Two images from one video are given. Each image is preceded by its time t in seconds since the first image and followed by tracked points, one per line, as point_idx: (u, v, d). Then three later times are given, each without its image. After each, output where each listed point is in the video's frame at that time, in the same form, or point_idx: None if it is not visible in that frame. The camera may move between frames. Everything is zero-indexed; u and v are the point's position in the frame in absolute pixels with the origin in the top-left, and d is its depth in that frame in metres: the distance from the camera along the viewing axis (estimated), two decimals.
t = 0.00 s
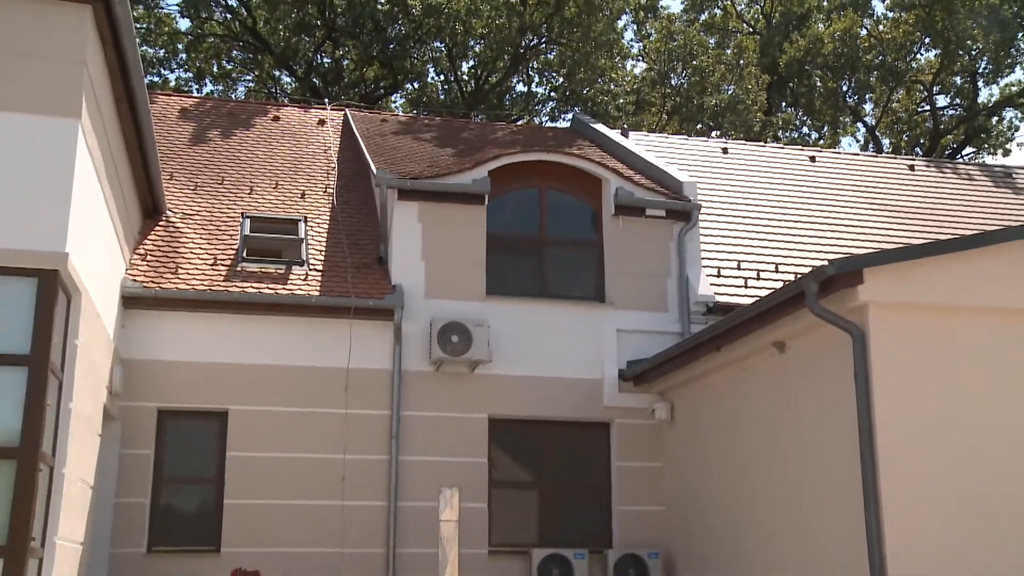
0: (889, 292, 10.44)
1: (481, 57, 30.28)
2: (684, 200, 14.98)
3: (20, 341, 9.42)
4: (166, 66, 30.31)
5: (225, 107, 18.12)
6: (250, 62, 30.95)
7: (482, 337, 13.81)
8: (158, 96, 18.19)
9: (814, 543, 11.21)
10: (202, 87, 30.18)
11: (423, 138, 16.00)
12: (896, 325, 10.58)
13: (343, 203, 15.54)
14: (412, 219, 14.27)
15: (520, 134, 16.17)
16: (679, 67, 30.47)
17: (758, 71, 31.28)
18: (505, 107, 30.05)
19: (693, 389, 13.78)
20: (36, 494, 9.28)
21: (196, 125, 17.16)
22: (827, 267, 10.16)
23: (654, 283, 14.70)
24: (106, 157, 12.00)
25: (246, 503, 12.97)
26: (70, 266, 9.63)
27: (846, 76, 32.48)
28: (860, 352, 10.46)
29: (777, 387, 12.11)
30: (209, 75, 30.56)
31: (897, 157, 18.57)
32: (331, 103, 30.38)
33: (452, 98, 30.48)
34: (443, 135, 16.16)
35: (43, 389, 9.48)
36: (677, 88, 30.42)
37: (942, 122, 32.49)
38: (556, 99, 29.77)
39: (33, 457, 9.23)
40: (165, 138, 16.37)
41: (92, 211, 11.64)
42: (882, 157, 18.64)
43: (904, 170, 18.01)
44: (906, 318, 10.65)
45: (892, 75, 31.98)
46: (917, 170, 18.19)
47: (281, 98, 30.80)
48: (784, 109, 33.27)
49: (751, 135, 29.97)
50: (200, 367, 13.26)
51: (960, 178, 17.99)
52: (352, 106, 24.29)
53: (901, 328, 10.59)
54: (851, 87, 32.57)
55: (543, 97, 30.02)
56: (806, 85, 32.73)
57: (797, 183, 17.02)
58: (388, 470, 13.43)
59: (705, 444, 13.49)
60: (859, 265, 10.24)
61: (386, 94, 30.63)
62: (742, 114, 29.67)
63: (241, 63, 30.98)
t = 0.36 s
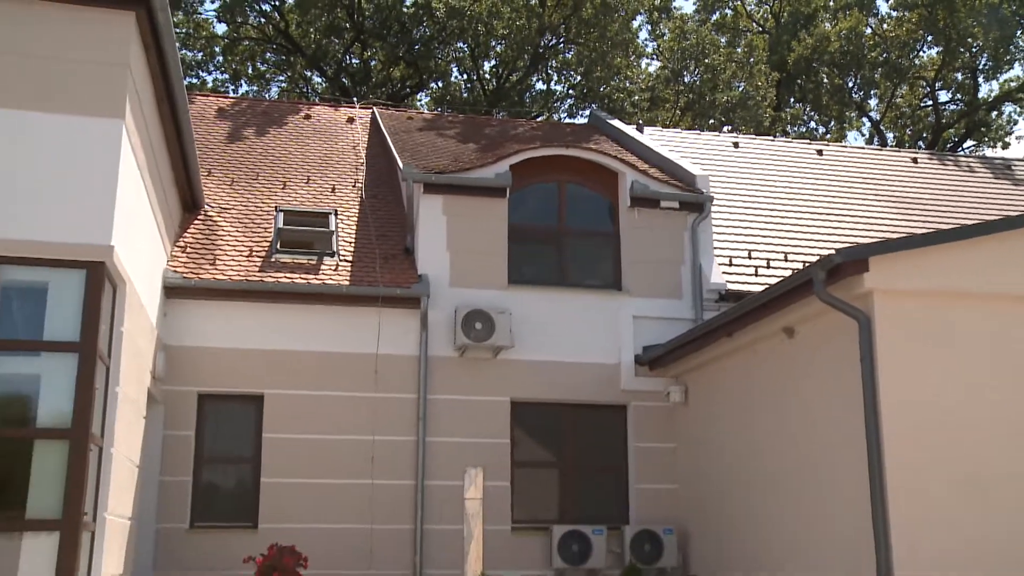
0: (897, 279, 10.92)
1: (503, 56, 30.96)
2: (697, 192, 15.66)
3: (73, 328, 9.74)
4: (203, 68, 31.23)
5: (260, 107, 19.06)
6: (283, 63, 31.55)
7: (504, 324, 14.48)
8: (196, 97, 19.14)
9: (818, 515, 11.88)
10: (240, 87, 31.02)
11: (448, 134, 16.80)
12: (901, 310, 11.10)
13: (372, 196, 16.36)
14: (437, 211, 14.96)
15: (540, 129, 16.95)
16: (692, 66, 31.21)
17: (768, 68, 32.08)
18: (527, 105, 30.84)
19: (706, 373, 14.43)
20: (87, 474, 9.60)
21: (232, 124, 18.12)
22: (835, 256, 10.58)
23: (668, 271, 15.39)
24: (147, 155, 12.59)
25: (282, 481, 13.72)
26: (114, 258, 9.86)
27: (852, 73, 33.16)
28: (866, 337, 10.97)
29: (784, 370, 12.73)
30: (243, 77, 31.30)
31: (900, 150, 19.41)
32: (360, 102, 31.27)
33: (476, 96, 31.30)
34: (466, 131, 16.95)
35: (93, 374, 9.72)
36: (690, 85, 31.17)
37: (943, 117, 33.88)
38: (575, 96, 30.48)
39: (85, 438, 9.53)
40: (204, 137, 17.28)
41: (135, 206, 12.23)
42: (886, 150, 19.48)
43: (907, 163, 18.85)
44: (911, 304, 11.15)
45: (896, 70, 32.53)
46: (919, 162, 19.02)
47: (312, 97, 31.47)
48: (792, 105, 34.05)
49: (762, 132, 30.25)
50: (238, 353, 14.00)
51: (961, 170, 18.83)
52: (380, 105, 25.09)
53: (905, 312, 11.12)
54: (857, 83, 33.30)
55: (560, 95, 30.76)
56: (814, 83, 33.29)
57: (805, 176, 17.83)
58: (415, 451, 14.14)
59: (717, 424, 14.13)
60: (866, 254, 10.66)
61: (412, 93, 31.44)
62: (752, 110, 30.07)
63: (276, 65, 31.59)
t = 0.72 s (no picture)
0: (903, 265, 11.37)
1: (522, 53, 31.40)
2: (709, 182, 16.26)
3: (116, 316, 10.27)
4: (236, 68, 32.07)
5: (291, 104, 19.83)
6: (312, 62, 32.45)
7: (524, 311, 15.09)
8: (230, 95, 19.94)
9: (824, 491, 12.46)
10: (271, 87, 31.89)
11: (469, 128, 17.50)
12: (909, 296, 11.54)
13: (397, 189, 17.06)
14: (459, 203, 15.59)
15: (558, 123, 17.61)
16: (704, 61, 31.86)
17: (777, 63, 32.74)
18: (545, 99, 31.64)
19: (719, 356, 15.02)
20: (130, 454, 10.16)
21: (264, 120, 18.89)
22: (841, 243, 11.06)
23: (682, 259, 16.01)
24: (185, 152, 13.18)
25: (313, 461, 14.41)
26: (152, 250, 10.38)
27: (859, 67, 33.62)
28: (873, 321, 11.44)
29: (792, 354, 13.28)
30: (275, 76, 32.22)
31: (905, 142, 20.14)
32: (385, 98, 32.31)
33: (494, 93, 31.51)
34: (487, 125, 17.63)
35: (133, 360, 10.21)
36: (702, 80, 31.79)
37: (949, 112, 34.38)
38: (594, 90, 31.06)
39: (128, 420, 10.07)
40: (237, 134, 18.05)
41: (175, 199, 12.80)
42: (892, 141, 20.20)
43: (912, 154, 19.58)
44: (919, 289, 11.58)
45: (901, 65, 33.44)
46: (924, 153, 19.74)
47: (339, 95, 32.56)
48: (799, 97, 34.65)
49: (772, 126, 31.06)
50: (271, 339, 14.68)
51: (965, 160, 19.55)
52: (403, 101, 25.83)
53: (913, 296, 11.55)
54: (863, 78, 33.93)
55: (577, 90, 31.49)
56: (822, 77, 33.95)
57: (814, 168, 18.54)
58: (440, 432, 14.81)
59: (729, 405, 14.72)
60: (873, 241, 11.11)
61: (435, 89, 32.21)
62: (761, 103, 30.85)
63: (305, 64, 32.52)
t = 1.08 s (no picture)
0: (912, 254, 11.67)
1: (540, 51, 32.12)
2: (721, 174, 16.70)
3: (151, 307, 10.62)
4: (264, 67, 32.60)
5: (317, 101, 20.44)
6: (336, 61, 33.04)
7: (543, 300, 15.57)
8: (258, 93, 20.58)
9: (831, 472, 12.91)
10: (298, 86, 32.46)
11: (488, 124, 18.08)
12: (916, 283, 11.84)
13: (419, 182, 17.61)
14: (479, 195, 16.10)
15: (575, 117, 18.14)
16: (715, 57, 32.35)
17: (787, 57, 33.20)
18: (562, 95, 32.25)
19: (731, 344, 15.46)
20: (165, 438, 10.49)
21: (291, 117, 19.49)
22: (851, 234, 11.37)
23: (696, 249, 16.49)
24: (214, 148, 13.56)
25: (340, 445, 14.98)
26: (185, 243, 10.75)
27: (866, 61, 34.23)
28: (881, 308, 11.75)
29: (800, 340, 13.75)
30: (301, 74, 32.92)
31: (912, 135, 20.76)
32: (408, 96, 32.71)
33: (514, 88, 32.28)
34: (506, 120, 18.20)
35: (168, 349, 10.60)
36: (714, 75, 32.32)
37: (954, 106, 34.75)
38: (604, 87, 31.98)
39: (163, 406, 10.42)
40: (265, 131, 18.67)
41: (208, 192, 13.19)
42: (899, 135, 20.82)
43: (919, 147, 20.22)
44: (927, 278, 11.89)
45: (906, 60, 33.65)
46: (930, 146, 20.37)
47: (363, 93, 32.83)
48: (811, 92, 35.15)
49: (783, 119, 31.52)
50: (298, 328, 15.25)
51: (970, 152, 20.17)
52: (423, 97, 26.41)
53: (920, 285, 11.87)
54: (871, 71, 34.43)
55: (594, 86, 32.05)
56: (831, 71, 34.44)
57: (824, 160, 19.14)
58: (462, 418, 15.34)
59: (741, 391, 15.18)
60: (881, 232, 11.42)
61: (456, 86, 32.59)
62: (772, 97, 31.23)
63: (330, 63, 33.10)
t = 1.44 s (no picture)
0: (922, 244, 11.92)
1: (555, 46, 32.21)
2: (734, 167, 17.05)
3: (179, 299, 10.97)
4: (287, 66, 32.81)
5: (337, 97, 20.86)
6: (357, 58, 33.41)
7: (559, 291, 15.92)
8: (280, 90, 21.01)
9: (841, 458, 13.23)
10: (319, 83, 32.84)
11: (505, 119, 18.48)
12: (925, 273, 12.11)
13: (438, 177, 18.00)
14: (496, 189, 16.47)
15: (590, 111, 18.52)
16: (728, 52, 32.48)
17: (798, 51, 33.44)
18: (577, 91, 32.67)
19: (745, 333, 15.77)
20: (194, 427, 10.84)
21: (313, 113, 19.92)
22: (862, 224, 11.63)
23: (709, 241, 16.83)
24: (239, 144, 13.90)
25: (362, 434, 15.39)
26: (212, 237, 11.13)
27: (876, 55, 34.48)
28: (891, 297, 12.03)
29: (810, 330, 14.07)
30: (323, 72, 33.10)
31: (921, 127, 21.11)
32: (426, 92, 33.19)
33: (529, 85, 32.59)
34: (522, 115, 18.60)
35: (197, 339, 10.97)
36: (729, 71, 32.31)
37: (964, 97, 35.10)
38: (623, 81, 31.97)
39: (191, 396, 10.77)
40: (287, 127, 19.09)
41: (236, 188, 13.60)
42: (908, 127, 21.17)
43: (929, 139, 20.56)
44: (936, 268, 12.16)
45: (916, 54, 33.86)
46: (939, 138, 20.70)
47: (382, 90, 33.29)
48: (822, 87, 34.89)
49: (794, 113, 31.78)
50: (321, 320, 15.65)
51: (979, 144, 20.50)
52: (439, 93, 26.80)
53: (930, 274, 12.13)
54: (882, 65, 34.69)
55: (608, 81, 32.39)
56: (841, 66, 34.62)
57: (834, 153, 19.48)
58: (480, 406, 15.72)
59: (754, 379, 15.50)
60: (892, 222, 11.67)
61: (474, 82, 33.08)
62: (783, 92, 31.49)
63: (350, 60, 33.45)
